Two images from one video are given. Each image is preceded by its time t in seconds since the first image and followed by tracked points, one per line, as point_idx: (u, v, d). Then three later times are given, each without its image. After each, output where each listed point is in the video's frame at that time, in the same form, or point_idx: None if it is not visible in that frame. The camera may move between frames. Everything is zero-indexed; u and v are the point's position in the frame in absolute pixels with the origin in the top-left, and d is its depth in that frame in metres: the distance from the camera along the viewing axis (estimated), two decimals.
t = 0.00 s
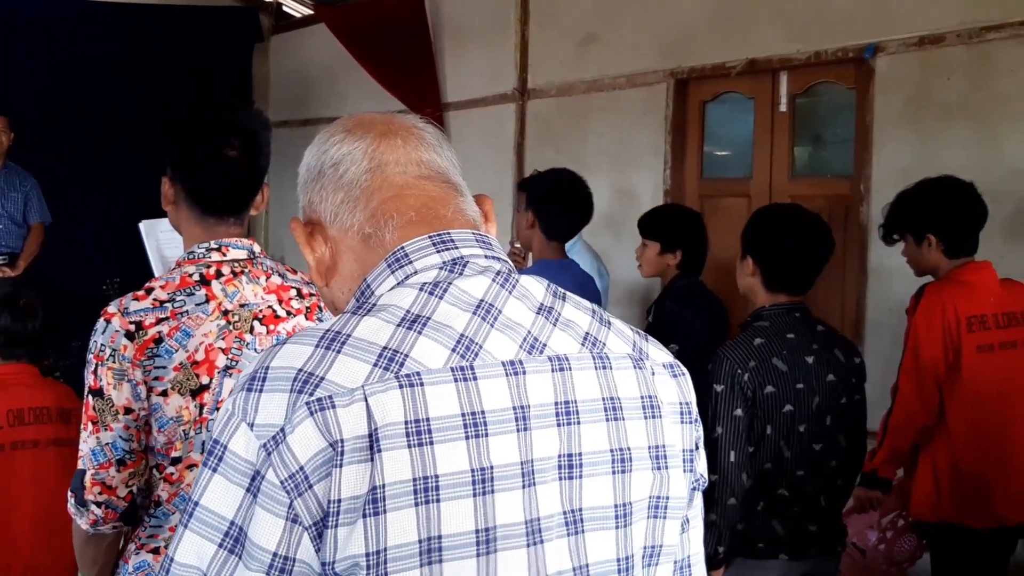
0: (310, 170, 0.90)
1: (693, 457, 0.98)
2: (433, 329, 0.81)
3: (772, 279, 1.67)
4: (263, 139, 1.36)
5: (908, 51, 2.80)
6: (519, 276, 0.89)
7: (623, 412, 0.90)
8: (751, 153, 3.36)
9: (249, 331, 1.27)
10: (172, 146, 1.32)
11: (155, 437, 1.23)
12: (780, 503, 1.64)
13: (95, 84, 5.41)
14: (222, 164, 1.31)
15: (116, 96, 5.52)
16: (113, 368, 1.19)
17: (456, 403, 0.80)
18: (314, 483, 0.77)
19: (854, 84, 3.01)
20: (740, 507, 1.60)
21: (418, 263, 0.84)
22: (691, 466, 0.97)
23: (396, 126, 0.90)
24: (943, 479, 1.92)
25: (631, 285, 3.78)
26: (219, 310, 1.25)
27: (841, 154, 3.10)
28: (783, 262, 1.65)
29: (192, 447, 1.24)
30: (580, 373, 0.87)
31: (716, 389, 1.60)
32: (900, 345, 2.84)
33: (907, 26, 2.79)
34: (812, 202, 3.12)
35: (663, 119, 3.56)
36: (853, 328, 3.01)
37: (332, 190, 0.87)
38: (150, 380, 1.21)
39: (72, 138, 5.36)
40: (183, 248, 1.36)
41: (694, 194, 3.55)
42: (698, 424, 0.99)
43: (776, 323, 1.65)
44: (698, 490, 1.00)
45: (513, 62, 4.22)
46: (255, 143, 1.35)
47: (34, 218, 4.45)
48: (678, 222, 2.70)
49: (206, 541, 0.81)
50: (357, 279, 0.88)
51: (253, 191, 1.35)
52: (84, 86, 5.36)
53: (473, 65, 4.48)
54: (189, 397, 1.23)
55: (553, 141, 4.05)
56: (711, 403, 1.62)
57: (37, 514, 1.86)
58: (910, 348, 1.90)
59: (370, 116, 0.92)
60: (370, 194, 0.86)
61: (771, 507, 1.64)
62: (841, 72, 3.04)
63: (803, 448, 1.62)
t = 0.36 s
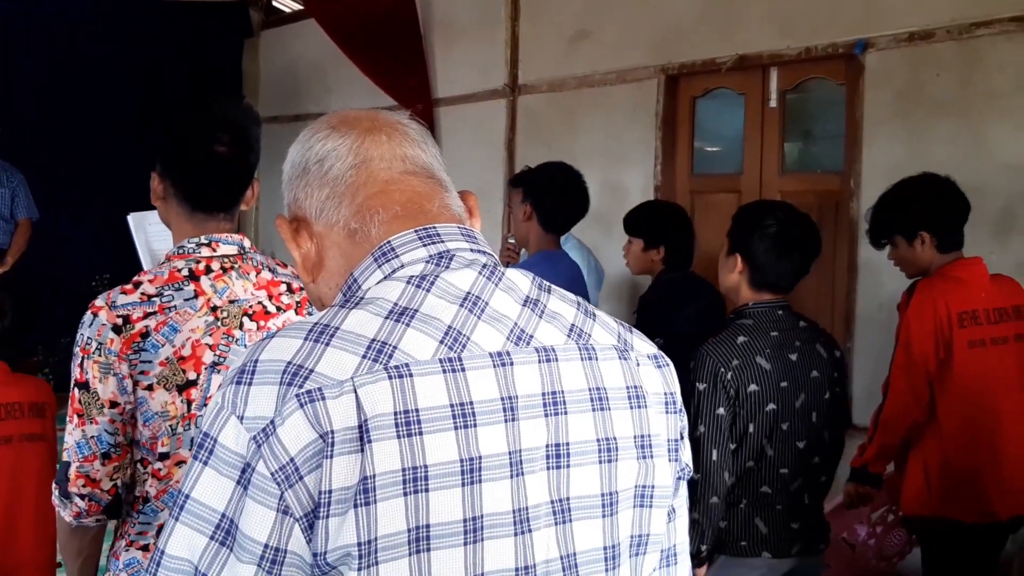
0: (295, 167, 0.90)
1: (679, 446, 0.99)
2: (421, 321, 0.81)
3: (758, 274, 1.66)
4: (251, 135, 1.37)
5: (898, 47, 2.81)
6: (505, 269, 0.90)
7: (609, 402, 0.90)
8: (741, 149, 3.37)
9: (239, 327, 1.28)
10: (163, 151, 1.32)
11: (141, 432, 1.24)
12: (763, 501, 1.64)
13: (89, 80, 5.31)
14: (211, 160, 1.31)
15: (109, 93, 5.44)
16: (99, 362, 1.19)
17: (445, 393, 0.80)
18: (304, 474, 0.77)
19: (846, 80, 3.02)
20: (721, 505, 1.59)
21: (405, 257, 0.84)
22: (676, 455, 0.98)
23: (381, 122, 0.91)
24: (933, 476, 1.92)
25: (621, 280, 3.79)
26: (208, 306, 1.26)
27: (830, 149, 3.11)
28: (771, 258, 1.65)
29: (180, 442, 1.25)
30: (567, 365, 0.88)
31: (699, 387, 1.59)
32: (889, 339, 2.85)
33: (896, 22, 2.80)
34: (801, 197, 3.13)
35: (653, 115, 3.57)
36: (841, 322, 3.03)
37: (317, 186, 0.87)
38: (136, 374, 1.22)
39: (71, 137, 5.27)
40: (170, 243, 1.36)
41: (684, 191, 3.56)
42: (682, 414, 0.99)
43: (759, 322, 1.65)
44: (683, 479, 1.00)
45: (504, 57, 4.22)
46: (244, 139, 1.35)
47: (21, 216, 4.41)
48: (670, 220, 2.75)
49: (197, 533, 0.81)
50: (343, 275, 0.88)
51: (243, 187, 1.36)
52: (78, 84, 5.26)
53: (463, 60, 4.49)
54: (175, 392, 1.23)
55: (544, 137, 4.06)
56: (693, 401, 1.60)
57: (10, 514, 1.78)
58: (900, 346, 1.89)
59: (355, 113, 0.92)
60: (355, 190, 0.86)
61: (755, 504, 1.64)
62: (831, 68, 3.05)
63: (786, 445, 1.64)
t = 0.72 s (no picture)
0: (280, 165, 0.90)
1: (662, 440, 0.99)
2: (408, 317, 0.82)
3: (750, 274, 1.66)
4: (237, 132, 1.37)
5: (886, 45, 2.81)
6: (490, 265, 0.90)
7: (594, 397, 0.91)
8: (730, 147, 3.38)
9: (224, 325, 1.29)
10: (157, 159, 1.31)
11: (128, 432, 1.25)
12: (754, 499, 1.65)
13: (91, 80, 5.35)
14: (195, 160, 1.31)
15: (112, 93, 5.48)
16: (84, 362, 1.20)
17: (431, 387, 0.81)
18: (291, 469, 0.77)
19: (833, 77, 3.03)
20: (718, 507, 1.60)
21: (390, 254, 0.85)
22: (660, 449, 0.99)
23: (365, 121, 0.91)
24: (924, 471, 1.92)
25: (611, 277, 3.80)
26: (193, 304, 1.26)
27: (818, 146, 3.12)
28: (762, 256, 1.66)
29: (166, 441, 1.25)
30: (553, 360, 0.88)
31: (699, 391, 1.58)
32: (877, 336, 2.85)
33: (885, 20, 2.80)
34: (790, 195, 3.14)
35: (642, 113, 3.57)
36: (830, 318, 3.04)
37: (302, 184, 0.88)
38: (122, 373, 1.23)
39: (71, 137, 5.31)
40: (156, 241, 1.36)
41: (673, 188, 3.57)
42: (666, 409, 1.00)
43: (753, 323, 1.65)
44: (667, 473, 1.01)
45: (493, 55, 4.23)
46: (230, 137, 1.35)
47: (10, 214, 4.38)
48: (662, 215, 2.75)
49: (184, 528, 0.81)
50: (328, 272, 0.88)
51: (228, 185, 1.36)
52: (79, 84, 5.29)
53: (452, 58, 4.49)
54: (160, 391, 1.24)
55: (534, 134, 4.07)
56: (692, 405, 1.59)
57: None
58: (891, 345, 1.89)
59: (340, 112, 0.92)
60: (340, 188, 0.86)
61: (744, 502, 1.65)
62: (819, 66, 3.05)
63: (780, 446, 1.63)
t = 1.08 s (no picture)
0: (259, 163, 0.90)
1: (642, 437, 1.00)
2: (386, 315, 0.82)
3: (739, 273, 1.66)
4: (219, 131, 1.37)
5: (868, 43, 2.82)
6: (470, 263, 0.90)
7: (573, 394, 0.91)
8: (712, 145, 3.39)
9: (207, 325, 1.29)
10: (156, 162, 1.31)
11: (111, 431, 1.25)
12: (741, 495, 1.65)
13: (87, 80, 5.40)
14: (175, 158, 1.31)
15: (98, 92, 5.47)
16: (67, 362, 1.19)
17: (410, 385, 0.81)
18: (269, 466, 0.77)
19: (814, 75, 3.04)
20: (705, 502, 1.60)
21: (370, 251, 0.84)
22: (640, 446, 0.99)
23: (345, 118, 0.91)
24: (907, 468, 1.93)
25: (595, 275, 3.81)
26: (176, 303, 1.27)
27: (800, 144, 3.13)
28: (752, 254, 1.65)
29: (149, 441, 1.26)
30: (532, 357, 0.88)
31: (687, 386, 1.58)
32: (860, 334, 2.86)
33: (867, 18, 2.81)
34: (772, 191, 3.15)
35: (625, 111, 3.58)
36: (812, 314, 3.06)
37: (281, 182, 0.87)
38: (105, 373, 1.22)
39: (71, 137, 5.36)
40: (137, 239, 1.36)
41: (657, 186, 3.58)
42: (646, 406, 1.00)
43: (740, 319, 1.65)
44: (647, 470, 1.02)
45: (475, 53, 4.23)
46: (211, 136, 1.35)
47: None
48: (649, 215, 2.77)
49: (161, 525, 0.81)
50: (307, 270, 0.88)
51: (209, 183, 1.36)
52: (75, 84, 5.35)
53: (434, 55, 4.49)
54: (144, 391, 1.25)
55: (517, 132, 4.07)
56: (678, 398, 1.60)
57: None
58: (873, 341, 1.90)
59: (320, 110, 0.92)
60: (320, 186, 0.86)
61: (731, 498, 1.65)
62: (801, 64, 3.06)
63: (765, 441, 1.65)
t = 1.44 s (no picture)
0: (249, 160, 0.89)
1: (632, 437, 1.00)
2: (376, 314, 0.81)
3: (744, 271, 1.67)
4: (210, 129, 1.36)
5: (857, 42, 2.82)
6: (461, 262, 0.90)
7: (563, 394, 0.91)
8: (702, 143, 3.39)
9: (198, 323, 1.29)
10: (157, 171, 1.30)
11: (101, 429, 1.24)
12: (731, 491, 1.65)
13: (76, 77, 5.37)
14: (166, 158, 1.31)
15: (87, 88, 5.43)
16: (57, 359, 1.18)
17: (400, 385, 0.81)
18: (257, 467, 0.77)
19: (803, 74, 3.04)
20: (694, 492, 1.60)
21: (360, 250, 0.84)
22: (629, 446, 0.99)
23: (336, 116, 0.90)
24: (896, 466, 1.94)
25: (585, 273, 3.81)
26: (167, 301, 1.26)
27: (789, 143, 3.14)
28: (754, 252, 1.67)
29: (140, 439, 1.25)
30: (523, 357, 0.88)
31: (676, 374, 1.59)
32: (849, 332, 2.87)
33: (855, 17, 2.82)
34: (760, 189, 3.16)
35: (614, 110, 3.59)
36: (802, 312, 3.07)
37: (271, 180, 0.87)
38: (96, 371, 1.21)
39: (73, 138, 5.37)
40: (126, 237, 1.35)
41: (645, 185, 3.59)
42: (636, 406, 1.00)
43: (736, 313, 1.65)
44: (636, 471, 1.02)
45: (464, 51, 4.23)
46: (202, 135, 1.35)
47: None
48: (642, 214, 2.78)
49: (150, 527, 0.80)
50: (296, 268, 0.88)
51: (200, 182, 1.36)
52: (64, 82, 5.32)
53: (424, 54, 4.48)
54: (135, 389, 1.24)
55: (507, 130, 4.07)
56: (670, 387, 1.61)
57: None
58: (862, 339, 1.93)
59: (310, 107, 0.91)
60: (310, 184, 0.86)
61: (723, 494, 1.65)
62: (790, 63, 3.07)
63: (757, 438, 1.64)
